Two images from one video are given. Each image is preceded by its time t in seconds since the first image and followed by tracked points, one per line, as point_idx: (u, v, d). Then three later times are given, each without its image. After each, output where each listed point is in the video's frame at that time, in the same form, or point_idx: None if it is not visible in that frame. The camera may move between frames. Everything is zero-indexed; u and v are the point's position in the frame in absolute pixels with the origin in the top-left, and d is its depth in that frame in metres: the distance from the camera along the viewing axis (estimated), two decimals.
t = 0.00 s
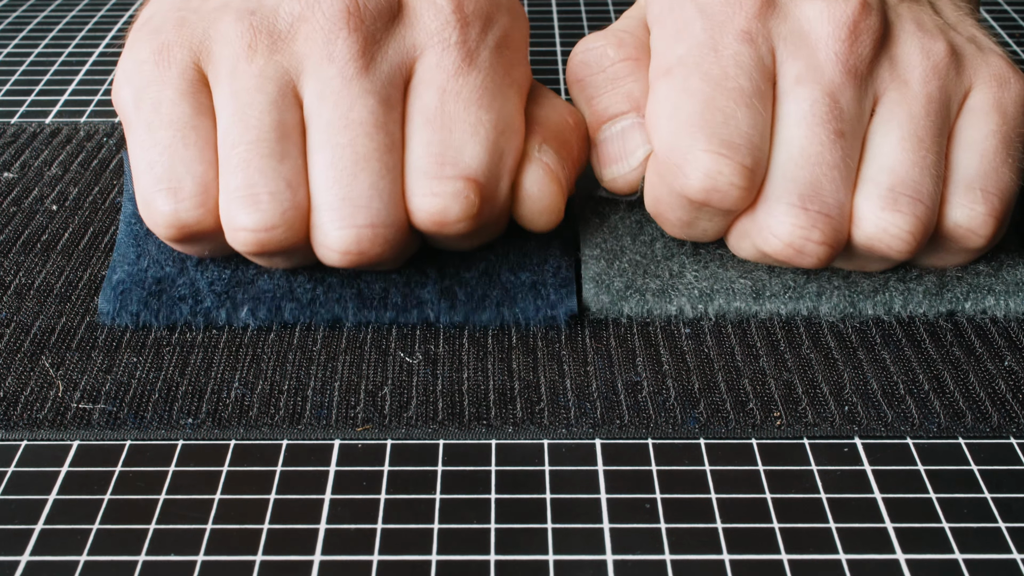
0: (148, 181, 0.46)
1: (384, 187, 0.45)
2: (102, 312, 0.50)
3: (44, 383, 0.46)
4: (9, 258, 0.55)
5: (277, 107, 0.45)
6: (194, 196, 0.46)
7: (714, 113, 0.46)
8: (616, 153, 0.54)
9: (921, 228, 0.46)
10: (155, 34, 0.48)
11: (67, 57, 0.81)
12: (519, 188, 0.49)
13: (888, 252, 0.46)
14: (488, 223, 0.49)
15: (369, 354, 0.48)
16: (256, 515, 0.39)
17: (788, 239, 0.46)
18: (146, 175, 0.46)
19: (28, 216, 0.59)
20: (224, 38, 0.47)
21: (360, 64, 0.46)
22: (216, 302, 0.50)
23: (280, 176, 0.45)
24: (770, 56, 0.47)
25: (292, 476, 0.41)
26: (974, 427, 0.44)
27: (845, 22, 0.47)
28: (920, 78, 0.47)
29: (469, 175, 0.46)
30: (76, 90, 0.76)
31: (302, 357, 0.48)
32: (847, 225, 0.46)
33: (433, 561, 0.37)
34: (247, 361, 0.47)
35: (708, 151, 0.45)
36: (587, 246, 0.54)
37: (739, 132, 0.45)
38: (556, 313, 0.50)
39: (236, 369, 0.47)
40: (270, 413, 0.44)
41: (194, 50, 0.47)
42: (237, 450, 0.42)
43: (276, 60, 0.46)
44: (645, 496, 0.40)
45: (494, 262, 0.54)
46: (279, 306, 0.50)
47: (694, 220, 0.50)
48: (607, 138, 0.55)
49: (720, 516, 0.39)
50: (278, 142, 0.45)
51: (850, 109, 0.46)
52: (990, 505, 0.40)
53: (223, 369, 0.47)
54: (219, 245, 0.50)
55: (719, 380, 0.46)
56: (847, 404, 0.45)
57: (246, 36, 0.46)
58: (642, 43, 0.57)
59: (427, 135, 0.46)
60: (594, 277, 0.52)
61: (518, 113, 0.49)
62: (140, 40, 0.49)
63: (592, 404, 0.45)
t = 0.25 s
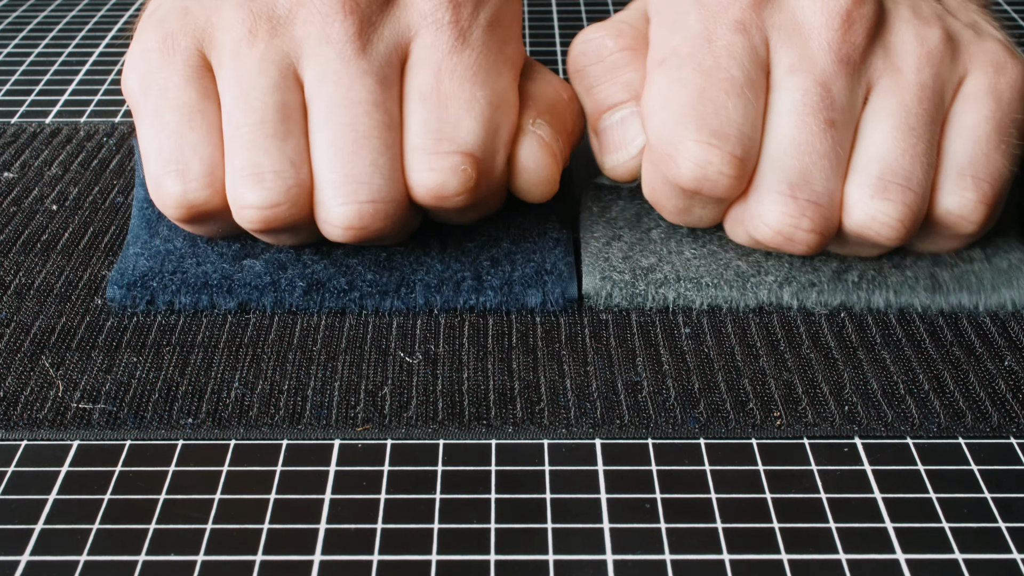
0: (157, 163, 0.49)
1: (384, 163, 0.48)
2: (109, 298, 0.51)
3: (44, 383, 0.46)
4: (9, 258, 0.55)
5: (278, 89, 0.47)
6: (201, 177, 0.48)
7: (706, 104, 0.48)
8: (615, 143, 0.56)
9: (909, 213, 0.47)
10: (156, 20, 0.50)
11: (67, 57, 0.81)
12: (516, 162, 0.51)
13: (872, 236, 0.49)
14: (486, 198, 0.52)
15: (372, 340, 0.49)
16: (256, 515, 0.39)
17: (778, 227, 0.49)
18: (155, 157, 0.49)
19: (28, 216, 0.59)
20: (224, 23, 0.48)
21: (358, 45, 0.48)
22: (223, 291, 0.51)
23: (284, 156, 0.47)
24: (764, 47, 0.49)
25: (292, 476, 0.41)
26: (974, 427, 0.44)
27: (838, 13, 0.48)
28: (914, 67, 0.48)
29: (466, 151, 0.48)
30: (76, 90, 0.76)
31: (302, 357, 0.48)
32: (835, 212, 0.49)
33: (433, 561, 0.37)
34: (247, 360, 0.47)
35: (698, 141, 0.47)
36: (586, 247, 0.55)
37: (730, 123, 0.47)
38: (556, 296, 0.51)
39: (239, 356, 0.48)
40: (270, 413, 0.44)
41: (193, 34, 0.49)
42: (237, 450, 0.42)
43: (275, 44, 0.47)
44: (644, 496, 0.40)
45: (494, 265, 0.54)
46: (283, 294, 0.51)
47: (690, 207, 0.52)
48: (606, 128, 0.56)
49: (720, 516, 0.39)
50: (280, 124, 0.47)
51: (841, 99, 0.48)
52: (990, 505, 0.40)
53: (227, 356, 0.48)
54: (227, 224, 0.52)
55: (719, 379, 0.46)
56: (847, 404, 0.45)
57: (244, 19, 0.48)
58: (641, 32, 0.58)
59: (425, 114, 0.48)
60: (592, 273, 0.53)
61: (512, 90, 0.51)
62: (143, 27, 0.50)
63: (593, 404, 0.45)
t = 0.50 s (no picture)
0: (164, 147, 0.49)
1: (389, 148, 0.48)
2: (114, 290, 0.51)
3: (44, 383, 0.46)
4: (8, 258, 0.55)
5: (285, 74, 0.48)
6: (208, 161, 0.49)
7: (708, 88, 0.48)
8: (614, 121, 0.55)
9: (902, 197, 0.48)
10: (164, 6, 0.50)
11: (67, 57, 0.81)
12: (520, 145, 0.51)
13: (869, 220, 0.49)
14: (489, 180, 0.52)
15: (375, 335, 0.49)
16: (256, 515, 0.39)
17: (776, 209, 0.49)
18: (162, 142, 0.49)
19: (28, 216, 0.59)
20: (231, 8, 0.49)
21: (363, 30, 0.48)
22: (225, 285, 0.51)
23: (290, 140, 0.48)
24: (761, 32, 0.49)
25: (292, 476, 0.41)
26: (974, 427, 0.44)
27: None
28: (905, 53, 0.49)
29: (470, 134, 0.48)
30: (76, 90, 0.76)
31: (302, 357, 0.48)
32: (832, 195, 0.49)
33: (433, 561, 0.37)
34: (247, 360, 0.47)
35: (702, 124, 0.48)
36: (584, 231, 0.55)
37: (730, 106, 0.48)
38: (558, 291, 0.51)
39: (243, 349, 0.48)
40: (270, 413, 0.44)
41: (199, 19, 0.49)
42: (237, 450, 0.42)
43: (282, 30, 0.48)
44: (644, 496, 0.40)
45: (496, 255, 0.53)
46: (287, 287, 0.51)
47: (687, 188, 0.52)
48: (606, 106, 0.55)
49: (720, 516, 0.39)
50: (286, 108, 0.47)
51: (837, 83, 0.48)
52: (990, 505, 0.40)
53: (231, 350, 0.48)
54: (232, 208, 0.53)
55: (719, 380, 0.46)
56: (847, 404, 0.45)
57: (251, 5, 0.48)
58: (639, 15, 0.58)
59: (429, 98, 0.48)
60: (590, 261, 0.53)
61: (516, 74, 0.51)
62: (149, 13, 0.50)
63: (593, 404, 0.45)
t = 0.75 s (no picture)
0: (173, 125, 0.51)
1: (391, 122, 0.50)
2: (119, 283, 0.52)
3: (44, 383, 0.46)
4: (9, 258, 0.55)
5: (289, 52, 0.50)
6: (216, 138, 0.51)
7: (704, 74, 0.49)
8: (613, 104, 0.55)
9: (894, 183, 0.49)
10: None
11: (67, 57, 0.81)
12: (519, 121, 0.53)
13: (860, 205, 0.50)
14: (489, 155, 0.54)
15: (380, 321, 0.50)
16: (256, 515, 0.39)
17: (769, 194, 0.50)
18: (171, 120, 0.51)
19: (28, 216, 0.59)
20: None
21: (365, 9, 0.50)
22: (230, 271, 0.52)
23: (295, 115, 0.50)
24: (760, 20, 0.50)
25: (292, 476, 0.41)
26: (974, 427, 0.44)
27: None
28: (900, 43, 0.51)
29: (471, 109, 0.50)
30: (76, 90, 0.76)
31: (302, 357, 0.47)
32: (825, 180, 0.50)
33: (433, 561, 0.37)
34: (247, 360, 0.47)
35: (698, 109, 0.49)
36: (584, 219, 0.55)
37: (727, 92, 0.49)
38: (558, 281, 0.52)
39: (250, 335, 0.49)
40: (270, 413, 0.44)
41: (207, 3, 0.51)
42: (237, 450, 0.42)
43: (286, 9, 0.50)
44: (645, 496, 0.40)
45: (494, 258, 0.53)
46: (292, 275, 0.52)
47: (684, 171, 0.53)
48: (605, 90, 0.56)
49: (720, 516, 0.39)
50: (291, 85, 0.50)
51: (832, 70, 0.49)
52: (990, 505, 0.40)
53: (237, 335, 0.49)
54: (239, 186, 0.55)
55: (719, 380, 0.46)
56: (847, 404, 0.45)
57: None
58: None
59: (429, 74, 0.50)
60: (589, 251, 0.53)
61: (513, 52, 0.53)
62: None
63: (592, 404, 0.45)
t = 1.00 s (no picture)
0: (186, 116, 0.52)
1: (399, 113, 0.51)
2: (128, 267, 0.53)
3: (44, 383, 0.46)
4: (9, 258, 0.55)
5: (300, 43, 0.51)
6: (227, 128, 0.51)
7: (708, 62, 0.50)
8: (617, 93, 0.57)
9: (892, 171, 0.50)
10: None
11: (67, 57, 0.81)
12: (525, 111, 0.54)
13: (858, 192, 0.51)
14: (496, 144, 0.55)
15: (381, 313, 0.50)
16: (256, 515, 0.39)
17: (768, 181, 0.51)
18: (184, 110, 0.52)
19: (29, 216, 0.59)
20: None
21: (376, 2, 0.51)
22: (236, 258, 0.53)
23: (306, 105, 0.51)
24: (762, 12, 0.51)
25: (291, 477, 0.41)
26: (974, 427, 0.44)
27: None
28: (900, 33, 0.51)
29: (478, 99, 0.51)
30: (76, 89, 0.76)
31: (302, 357, 0.47)
32: (823, 168, 0.51)
33: (433, 561, 0.37)
34: (247, 360, 0.47)
35: (701, 98, 0.50)
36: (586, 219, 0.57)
37: (729, 80, 0.50)
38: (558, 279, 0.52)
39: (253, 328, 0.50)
40: (270, 413, 0.44)
41: None
42: (237, 450, 0.42)
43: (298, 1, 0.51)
44: (645, 496, 0.40)
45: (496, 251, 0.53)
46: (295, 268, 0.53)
47: (685, 158, 0.54)
48: (609, 79, 0.57)
49: (720, 516, 0.39)
50: (302, 75, 0.51)
51: (832, 60, 0.50)
52: (990, 505, 0.40)
53: (240, 326, 0.50)
54: (250, 174, 0.55)
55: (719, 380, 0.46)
56: (847, 404, 0.45)
57: None
58: None
59: (438, 65, 0.51)
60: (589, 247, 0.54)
61: (520, 43, 0.54)
62: None
63: (592, 404, 0.44)
